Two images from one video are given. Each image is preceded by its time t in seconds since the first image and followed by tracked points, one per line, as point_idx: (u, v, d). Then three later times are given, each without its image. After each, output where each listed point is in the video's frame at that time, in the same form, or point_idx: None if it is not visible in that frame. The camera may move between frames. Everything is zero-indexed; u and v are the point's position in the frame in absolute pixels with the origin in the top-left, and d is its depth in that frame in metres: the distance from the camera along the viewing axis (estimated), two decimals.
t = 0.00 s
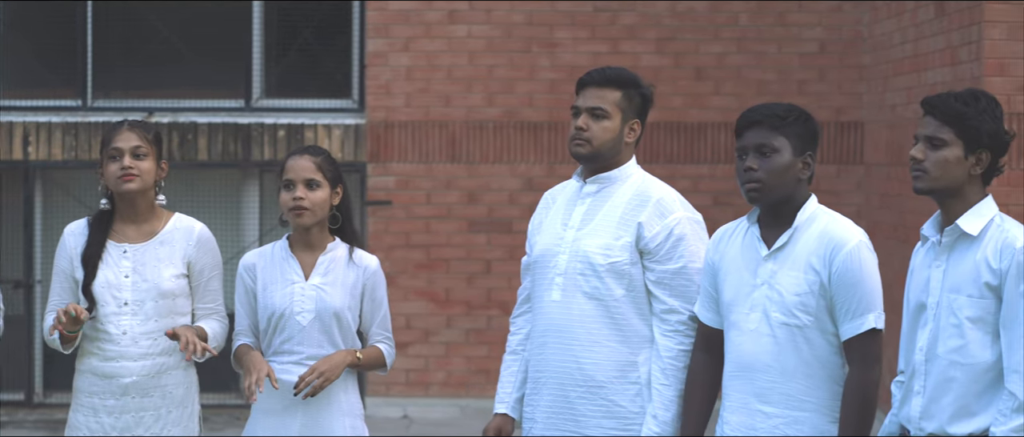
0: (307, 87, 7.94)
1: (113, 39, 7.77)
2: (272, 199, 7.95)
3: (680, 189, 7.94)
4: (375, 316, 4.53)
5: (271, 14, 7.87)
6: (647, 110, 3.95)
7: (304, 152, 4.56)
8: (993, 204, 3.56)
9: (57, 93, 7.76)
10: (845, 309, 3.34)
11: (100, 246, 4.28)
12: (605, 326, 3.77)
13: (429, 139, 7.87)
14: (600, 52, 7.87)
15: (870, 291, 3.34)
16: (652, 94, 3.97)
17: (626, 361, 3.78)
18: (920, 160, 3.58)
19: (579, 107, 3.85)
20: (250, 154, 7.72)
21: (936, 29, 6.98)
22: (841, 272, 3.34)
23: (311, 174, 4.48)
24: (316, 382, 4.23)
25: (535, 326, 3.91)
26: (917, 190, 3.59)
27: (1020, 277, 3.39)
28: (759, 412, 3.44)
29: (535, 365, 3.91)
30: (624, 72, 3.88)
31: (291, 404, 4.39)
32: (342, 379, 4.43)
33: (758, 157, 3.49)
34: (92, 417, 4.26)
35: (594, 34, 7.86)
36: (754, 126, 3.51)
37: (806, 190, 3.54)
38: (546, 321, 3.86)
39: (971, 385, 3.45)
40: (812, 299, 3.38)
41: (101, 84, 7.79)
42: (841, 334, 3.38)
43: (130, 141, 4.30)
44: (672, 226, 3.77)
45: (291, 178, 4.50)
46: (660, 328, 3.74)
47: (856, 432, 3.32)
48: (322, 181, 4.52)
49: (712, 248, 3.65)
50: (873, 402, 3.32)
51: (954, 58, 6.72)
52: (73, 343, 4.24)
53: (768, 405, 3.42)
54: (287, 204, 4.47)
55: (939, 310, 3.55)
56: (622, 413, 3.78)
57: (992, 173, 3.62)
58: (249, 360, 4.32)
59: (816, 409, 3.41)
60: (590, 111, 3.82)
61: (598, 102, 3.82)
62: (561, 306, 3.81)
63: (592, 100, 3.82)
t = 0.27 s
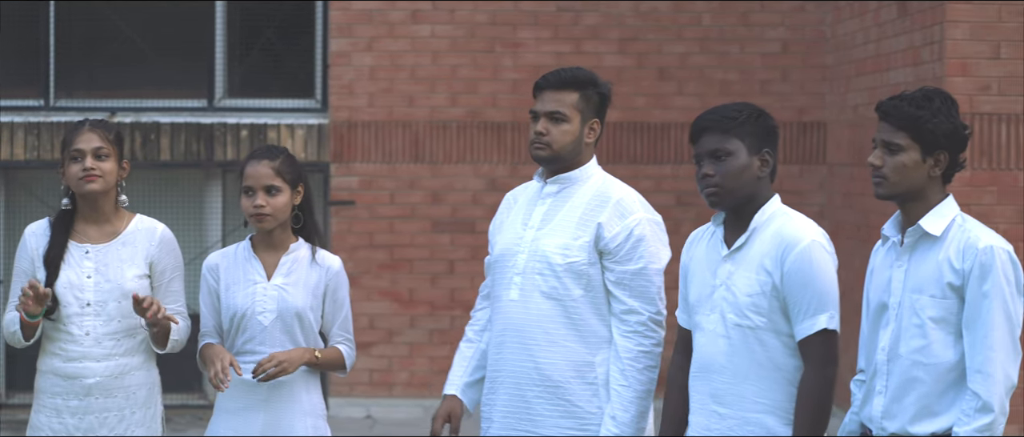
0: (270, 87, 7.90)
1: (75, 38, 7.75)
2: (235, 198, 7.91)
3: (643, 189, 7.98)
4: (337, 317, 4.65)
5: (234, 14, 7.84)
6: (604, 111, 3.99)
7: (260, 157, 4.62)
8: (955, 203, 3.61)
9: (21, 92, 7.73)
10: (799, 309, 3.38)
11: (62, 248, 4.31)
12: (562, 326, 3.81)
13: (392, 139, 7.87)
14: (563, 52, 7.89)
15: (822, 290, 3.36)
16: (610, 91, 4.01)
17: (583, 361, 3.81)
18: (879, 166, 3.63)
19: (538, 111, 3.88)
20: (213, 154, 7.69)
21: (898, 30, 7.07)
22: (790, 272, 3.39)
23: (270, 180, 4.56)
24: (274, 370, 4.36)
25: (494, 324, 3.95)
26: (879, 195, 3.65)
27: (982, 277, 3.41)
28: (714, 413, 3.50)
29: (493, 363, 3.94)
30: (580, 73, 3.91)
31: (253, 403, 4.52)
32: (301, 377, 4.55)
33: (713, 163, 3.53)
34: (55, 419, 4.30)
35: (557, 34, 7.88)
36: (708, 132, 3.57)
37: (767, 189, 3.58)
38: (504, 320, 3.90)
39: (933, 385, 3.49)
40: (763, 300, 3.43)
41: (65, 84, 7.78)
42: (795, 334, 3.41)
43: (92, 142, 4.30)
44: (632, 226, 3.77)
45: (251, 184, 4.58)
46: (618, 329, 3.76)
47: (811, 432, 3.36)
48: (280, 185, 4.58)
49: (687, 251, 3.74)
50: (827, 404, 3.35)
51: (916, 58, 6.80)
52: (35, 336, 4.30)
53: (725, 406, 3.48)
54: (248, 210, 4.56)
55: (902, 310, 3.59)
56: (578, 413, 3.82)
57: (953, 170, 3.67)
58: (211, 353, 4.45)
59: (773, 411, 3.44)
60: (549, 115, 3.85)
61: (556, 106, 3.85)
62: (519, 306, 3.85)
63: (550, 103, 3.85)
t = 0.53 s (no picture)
0: (229, 86, 7.88)
1: (32, 38, 7.75)
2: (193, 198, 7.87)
3: (603, 189, 7.95)
4: (292, 317, 4.59)
5: (192, 12, 7.80)
6: (555, 111, 4.07)
7: (205, 159, 4.55)
8: (910, 202, 3.61)
9: None
10: (730, 310, 3.38)
11: (16, 247, 4.30)
12: (513, 325, 3.85)
13: (351, 139, 7.82)
14: (522, 51, 7.85)
15: (750, 290, 3.35)
16: (560, 91, 4.07)
17: (532, 360, 3.86)
18: (832, 170, 3.60)
19: (490, 110, 3.93)
20: (171, 154, 7.69)
21: (856, 29, 7.09)
22: (722, 272, 3.41)
23: (218, 184, 4.50)
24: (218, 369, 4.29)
25: (444, 323, 3.99)
26: (835, 199, 3.64)
27: (936, 277, 3.40)
28: (660, 413, 3.57)
29: (442, 362, 3.98)
30: (531, 72, 3.96)
31: (204, 403, 4.46)
32: (252, 376, 4.48)
33: (661, 162, 3.57)
34: (9, 419, 4.27)
35: (516, 34, 7.84)
36: (659, 131, 3.59)
37: (719, 189, 3.60)
38: (454, 318, 3.94)
39: (888, 384, 3.49)
40: (699, 301, 3.47)
41: (23, 83, 7.80)
42: (728, 334, 3.42)
43: (44, 148, 4.25)
44: (583, 227, 3.84)
45: (200, 188, 4.53)
46: (569, 328, 3.80)
47: (742, 432, 3.30)
48: (228, 189, 4.52)
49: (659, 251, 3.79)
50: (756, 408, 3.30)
51: (875, 58, 6.82)
52: None
53: (668, 408, 3.54)
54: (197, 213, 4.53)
55: (857, 309, 3.59)
56: (527, 412, 3.86)
57: (907, 168, 3.66)
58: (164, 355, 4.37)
59: (712, 413, 3.46)
60: (501, 115, 3.90)
61: (508, 105, 3.90)
62: (469, 304, 3.89)
63: (502, 103, 3.91)
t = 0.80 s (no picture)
0: (208, 86, 7.88)
1: (12, 38, 7.79)
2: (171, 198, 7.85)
3: (584, 189, 7.91)
4: (265, 317, 4.51)
5: (173, 9, 7.82)
6: (523, 108, 4.06)
7: (178, 156, 4.51)
8: (887, 200, 3.57)
9: None
10: (691, 309, 3.36)
11: None
12: (488, 323, 3.83)
13: (330, 138, 7.76)
14: (502, 50, 7.80)
15: (710, 292, 3.34)
16: (527, 91, 4.08)
17: (506, 359, 3.84)
18: (809, 168, 3.56)
19: (461, 106, 3.92)
20: (149, 153, 7.71)
21: (836, 28, 7.06)
22: (685, 272, 3.39)
23: (186, 181, 4.46)
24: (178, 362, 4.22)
25: (411, 323, 3.94)
26: (811, 197, 3.59)
27: (912, 276, 3.36)
28: (630, 414, 3.55)
29: (410, 362, 3.92)
30: (503, 70, 3.96)
31: (174, 406, 4.40)
32: (220, 377, 4.41)
33: (634, 159, 3.57)
34: None
35: (496, 32, 7.80)
36: (633, 129, 3.59)
37: (694, 188, 3.59)
38: (424, 317, 3.90)
39: (864, 385, 3.45)
40: (665, 301, 3.47)
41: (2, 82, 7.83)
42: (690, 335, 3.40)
43: (15, 155, 4.22)
44: (557, 225, 3.87)
45: (169, 184, 4.49)
46: (543, 326, 3.82)
47: (698, 433, 3.27)
48: (196, 186, 4.48)
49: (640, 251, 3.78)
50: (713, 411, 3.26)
51: (854, 57, 6.80)
52: None
53: (636, 408, 3.52)
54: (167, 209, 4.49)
55: (833, 309, 3.56)
56: (501, 411, 3.83)
57: (884, 167, 3.62)
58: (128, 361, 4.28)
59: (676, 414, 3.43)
60: (474, 110, 3.90)
61: (481, 101, 3.90)
62: (441, 303, 3.86)
63: (474, 98, 3.90)
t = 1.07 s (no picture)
0: (186, 86, 7.78)
1: None
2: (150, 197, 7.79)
3: (563, 189, 7.84)
4: (234, 320, 4.40)
5: (151, 8, 7.72)
6: (487, 106, 4.01)
7: (159, 151, 4.45)
8: (864, 201, 3.52)
9: None
10: (668, 312, 3.31)
11: None
12: (464, 324, 3.77)
13: (309, 138, 7.66)
14: (481, 50, 7.73)
15: (688, 295, 3.29)
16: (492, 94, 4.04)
17: (482, 359, 3.79)
18: (788, 163, 3.52)
19: (427, 104, 3.86)
20: (127, 153, 7.64)
21: (817, 27, 7.00)
22: (661, 275, 3.34)
23: (162, 173, 4.39)
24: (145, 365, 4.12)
25: (381, 325, 3.84)
26: (787, 193, 3.54)
27: (892, 276, 3.31)
28: (603, 417, 3.47)
29: (381, 365, 3.83)
30: (470, 69, 3.92)
31: (144, 408, 4.32)
32: (190, 380, 4.31)
33: (610, 158, 3.51)
34: None
35: (475, 32, 7.73)
36: (611, 127, 3.53)
37: (669, 191, 3.54)
38: (395, 318, 3.81)
39: (844, 387, 3.39)
40: (641, 304, 3.40)
41: None
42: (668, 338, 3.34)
43: None
44: (531, 225, 3.84)
45: (145, 177, 4.42)
46: (518, 326, 3.79)
47: (683, 433, 3.22)
48: (171, 181, 4.40)
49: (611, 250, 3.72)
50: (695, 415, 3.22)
51: (834, 56, 6.75)
52: None
53: (610, 410, 3.46)
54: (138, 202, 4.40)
55: (811, 311, 3.50)
56: (478, 411, 3.78)
57: (863, 169, 3.58)
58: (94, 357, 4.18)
59: (654, 417, 3.38)
60: (442, 107, 3.84)
61: (448, 98, 3.84)
62: (415, 304, 3.78)
63: (443, 96, 3.84)
